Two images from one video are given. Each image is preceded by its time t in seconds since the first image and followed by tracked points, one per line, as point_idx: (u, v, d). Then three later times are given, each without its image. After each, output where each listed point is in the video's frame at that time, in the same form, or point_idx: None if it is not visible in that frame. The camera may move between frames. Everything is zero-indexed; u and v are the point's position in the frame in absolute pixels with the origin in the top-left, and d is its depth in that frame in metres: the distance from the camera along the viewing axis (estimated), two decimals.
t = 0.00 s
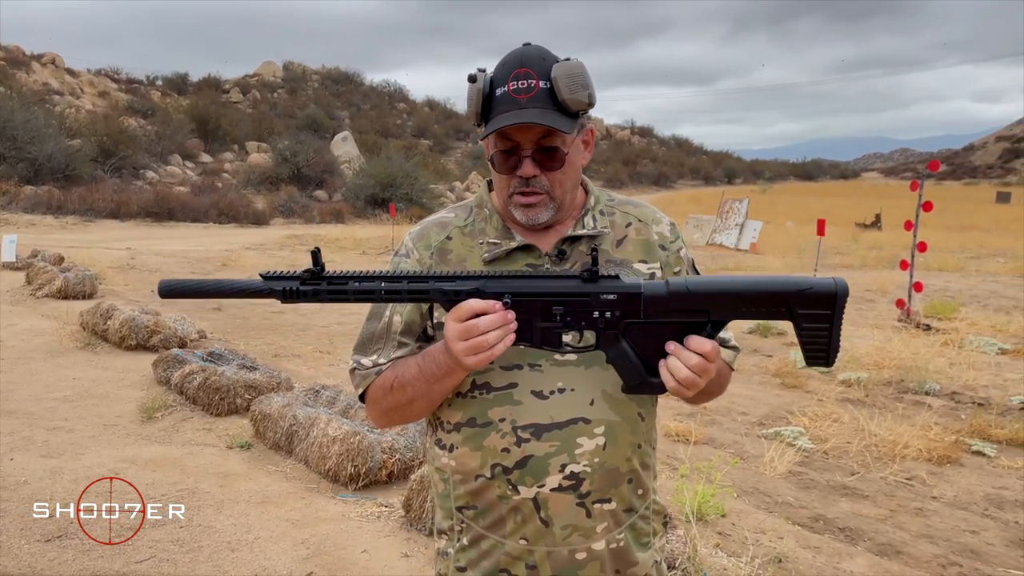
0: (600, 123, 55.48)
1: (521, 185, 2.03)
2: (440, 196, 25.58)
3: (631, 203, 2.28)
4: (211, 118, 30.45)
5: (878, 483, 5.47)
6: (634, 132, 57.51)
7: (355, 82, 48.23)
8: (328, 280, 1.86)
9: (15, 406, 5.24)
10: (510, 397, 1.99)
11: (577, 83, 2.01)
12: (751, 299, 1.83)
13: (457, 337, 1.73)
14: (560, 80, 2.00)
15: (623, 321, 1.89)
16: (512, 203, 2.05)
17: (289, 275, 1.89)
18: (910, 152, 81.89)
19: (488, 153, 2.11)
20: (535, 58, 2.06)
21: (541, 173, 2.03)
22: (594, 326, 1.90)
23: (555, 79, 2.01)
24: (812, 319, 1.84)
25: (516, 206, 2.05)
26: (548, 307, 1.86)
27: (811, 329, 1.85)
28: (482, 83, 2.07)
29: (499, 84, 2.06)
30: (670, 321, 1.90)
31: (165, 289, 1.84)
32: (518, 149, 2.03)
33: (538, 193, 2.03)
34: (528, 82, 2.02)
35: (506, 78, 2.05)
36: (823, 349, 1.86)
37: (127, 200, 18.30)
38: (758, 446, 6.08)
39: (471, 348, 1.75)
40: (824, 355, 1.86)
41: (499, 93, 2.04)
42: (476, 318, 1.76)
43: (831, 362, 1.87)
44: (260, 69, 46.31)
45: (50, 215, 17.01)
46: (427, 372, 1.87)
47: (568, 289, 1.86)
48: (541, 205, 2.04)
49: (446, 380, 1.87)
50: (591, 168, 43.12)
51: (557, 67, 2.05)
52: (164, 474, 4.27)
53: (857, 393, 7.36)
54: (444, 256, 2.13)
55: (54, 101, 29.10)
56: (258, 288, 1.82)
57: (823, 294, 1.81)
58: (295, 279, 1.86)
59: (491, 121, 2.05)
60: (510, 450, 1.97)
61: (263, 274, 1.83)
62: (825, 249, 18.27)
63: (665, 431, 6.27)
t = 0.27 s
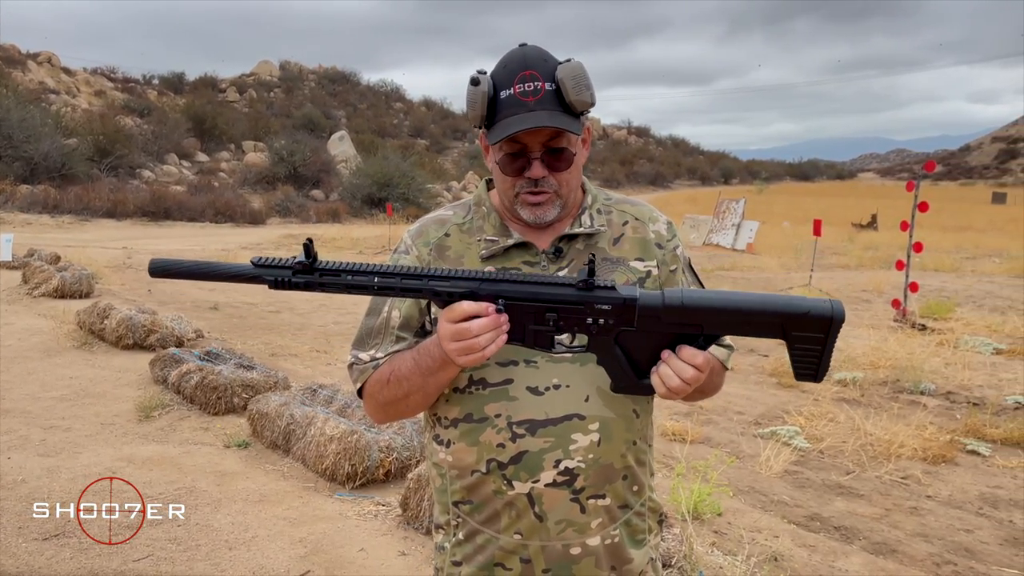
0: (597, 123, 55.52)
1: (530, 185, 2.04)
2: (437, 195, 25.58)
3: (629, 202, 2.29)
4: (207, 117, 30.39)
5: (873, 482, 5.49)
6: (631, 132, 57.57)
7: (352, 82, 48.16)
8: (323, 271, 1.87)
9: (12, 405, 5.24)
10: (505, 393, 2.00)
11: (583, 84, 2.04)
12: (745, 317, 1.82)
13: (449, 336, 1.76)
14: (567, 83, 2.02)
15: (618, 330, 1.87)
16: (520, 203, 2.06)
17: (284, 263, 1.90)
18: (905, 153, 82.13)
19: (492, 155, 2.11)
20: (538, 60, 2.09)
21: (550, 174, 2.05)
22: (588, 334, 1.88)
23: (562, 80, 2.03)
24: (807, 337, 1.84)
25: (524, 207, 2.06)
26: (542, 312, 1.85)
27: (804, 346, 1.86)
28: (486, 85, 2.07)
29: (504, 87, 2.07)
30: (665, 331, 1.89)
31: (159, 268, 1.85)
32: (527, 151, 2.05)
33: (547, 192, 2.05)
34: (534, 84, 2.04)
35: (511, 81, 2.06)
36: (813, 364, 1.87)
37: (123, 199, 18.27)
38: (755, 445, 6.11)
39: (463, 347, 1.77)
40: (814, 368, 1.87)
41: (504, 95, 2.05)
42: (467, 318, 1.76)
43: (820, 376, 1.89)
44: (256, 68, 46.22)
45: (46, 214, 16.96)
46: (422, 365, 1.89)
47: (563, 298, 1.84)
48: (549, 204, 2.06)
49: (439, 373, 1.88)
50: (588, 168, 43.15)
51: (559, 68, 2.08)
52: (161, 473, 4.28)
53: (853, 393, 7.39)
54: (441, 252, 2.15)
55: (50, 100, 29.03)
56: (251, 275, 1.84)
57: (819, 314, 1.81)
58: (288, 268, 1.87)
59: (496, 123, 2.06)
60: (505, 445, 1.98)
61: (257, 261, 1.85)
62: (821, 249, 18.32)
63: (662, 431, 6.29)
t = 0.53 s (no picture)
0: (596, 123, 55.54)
1: (541, 186, 2.05)
2: (435, 195, 25.58)
3: (625, 201, 2.30)
4: (205, 117, 30.37)
5: (870, 482, 5.51)
6: (629, 132, 57.61)
7: (350, 81, 48.12)
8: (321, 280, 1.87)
9: (10, 405, 5.24)
10: (504, 393, 2.01)
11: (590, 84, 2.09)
12: (747, 306, 1.84)
13: (453, 339, 1.76)
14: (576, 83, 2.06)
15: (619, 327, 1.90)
16: (530, 204, 2.07)
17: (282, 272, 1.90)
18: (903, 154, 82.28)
19: (499, 155, 2.10)
20: (542, 60, 2.11)
21: (561, 173, 2.07)
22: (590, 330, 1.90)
23: (569, 81, 2.07)
24: (808, 327, 1.86)
25: (534, 207, 2.07)
26: (543, 310, 1.87)
27: (806, 335, 1.87)
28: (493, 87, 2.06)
29: (511, 88, 2.08)
30: (665, 325, 1.91)
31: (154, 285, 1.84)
32: (535, 151, 2.05)
33: (557, 192, 2.06)
34: (543, 84, 2.06)
35: (518, 81, 2.08)
36: (817, 355, 1.89)
37: (121, 199, 18.26)
38: (752, 445, 6.13)
39: (467, 350, 1.77)
40: (819, 357, 1.88)
41: (513, 97, 2.07)
42: (470, 320, 1.77)
43: (823, 367, 1.90)
44: (254, 68, 46.17)
45: (44, 214, 16.95)
46: (422, 366, 1.90)
47: (564, 296, 1.86)
48: (559, 204, 2.08)
49: (439, 374, 1.89)
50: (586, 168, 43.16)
51: (563, 68, 2.12)
52: (160, 472, 4.29)
53: (851, 393, 7.41)
54: (439, 252, 2.16)
55: (48, 100, 29.01)
56: (248, 286, 1.84)
57: (821, 303, 1.83)
58: (286, 278, 1.87)
59: (507, 124, 2.06)
60: (503, 445, 2.00)
61: (253, 273, 1.85)
62: (818, 250, 18.35)
63: (659, 430, 6.31)
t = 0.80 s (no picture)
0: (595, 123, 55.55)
1: (543, 184, 2.05)
2: (434, 195, 25.58)
3: (622, 200, 2.32)
4: (204, 117, 30.35)
5: (868, 481, 5.52)
6: (628, 133, 57.63)
7: (349, 81, 48.09)
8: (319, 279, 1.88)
9: (9, 405, 5.24)
10: (505, 391, 2.02)
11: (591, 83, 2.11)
12: (743, 302, 1.88)
13: (452, 338, 1.76)
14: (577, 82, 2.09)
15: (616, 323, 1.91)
16: (532, 202, 2.08)
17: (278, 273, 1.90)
18: (901, 154, 82.36)
19: (499, 155, 2.10)
20: (543, 59, 2.12)
21: (562, 171, 2.08)
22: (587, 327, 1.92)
23: (571, 80, 2.10)
24: (801, 322, 1.90)
25: (536, 206, 2.08)
26: (543, 306, 1.88)
27: (801, 330, 1.91)
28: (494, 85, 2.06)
29: (513, 87, 2.09)
30: (663, 323, 1.93)
31: (147, 287, 1.83)
32: (538, 149, 2.05)
33: (559, 191, 2.07)
34: (545, 83, 2.08)
35: (521, 81, 2.08)
36: (810, 350, 1.92)
37: (120, 199, 18.26)
38: (750, 445, 6.13)
39: (466, 349, 1.77)
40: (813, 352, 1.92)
41: (515, 96, 2.08)
42: (471, 317, 1.78)
43: (817, 362, 1.94)
44: (253, 68, 46.14)
45: (43, 214, 16.94)
46: (419, 367, 1.90)
47: (563, 292, 1.88)
48: (560, 203, 2.09)
49: (439, 374, 1.89)
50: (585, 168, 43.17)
51: (564, 67, 2.14)
52: (159, 472, 4.29)
53: (849, 392, 7.42)
54: (437, 253, 2.17)
55: (47, 100, 28.99)
56: (244, 288, 1.85)
57: (813, 298, 1.87)
58: (283, 279, 1.88)
59: (509, 123, 2.06)
60: (505, 443, 2.00)
61: (250, 273, 1.84)
62: (817, 250, 18.36)
63: (658, 430, 6.31)
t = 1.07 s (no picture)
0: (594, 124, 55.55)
1: (543, 185, 2.06)
2: (434, 195, 25.59)
3: (620, 201, 2.32)
4: (204, 117, 30.36)
5: (868, 481, 5.52)
6: (628, 133, 57.65)
7: (348, 82, 48.08)
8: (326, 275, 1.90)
9: (9, 405, 5.24)
10: (502, 391, 2.03)
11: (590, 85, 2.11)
12: (742, 289, 1.91)
13: (456, 333, 1.76)
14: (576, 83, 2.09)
15: (618, 316, 1.93)
16: (531, 203, 2.08)
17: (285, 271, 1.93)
18: (901, 155, 82.41)
19: (499, 156, 2.10)
20: (543, 59, 2.12)
21: (562, 173, 2.08)
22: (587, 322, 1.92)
23: (570, 81, 2.10)
24: (800, 311, 1.92)
25: (535, 207, 2.08)
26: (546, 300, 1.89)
27: (801, 321, 1.92)
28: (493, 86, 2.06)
29: (512, 88, 2.09)
30: (664, 315, 1.94)
31: (155, 286, 1.85)
32: (538, 150, 2.05)
33: (558, 191, 2.07)
34: (545, 84, 2.07)
35: (520, 82, 2.08)
36: (812, 340, 1.93)
37: (120, 199, 18.27)
38: (750, 445, 6.14)
39: (470, 345, 1.77)
40: (815, 341, 1.92)
41: (515, 97, 2.07)
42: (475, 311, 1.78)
43: (819, 354, 1.93)
44: (253, 68, 46.13)
45: (43, 214, 16.95)
46: (419, 367, 1.90)
47: (565, 285, 1.90)
48: (560, 203, 2.09)
49: (437, 376, 1.89)
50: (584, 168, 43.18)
51: (563, 68, 2.13)
52: (159, 472, 4.30)
53: (848, 393, 7.42)
54: (435, 253, 2.18)
55: (46, 100, 28.98)
56: (253, 284, 1.87)
57: (809, 287, 1.90)
58: (291, 274, 1.90)
59: (508, 125, 2.06)
60: (503, 443, 2.01)
61: (259, 271, 1.87)
62: (817, 250, 18.37)
63: (657, 430, 6.31)
